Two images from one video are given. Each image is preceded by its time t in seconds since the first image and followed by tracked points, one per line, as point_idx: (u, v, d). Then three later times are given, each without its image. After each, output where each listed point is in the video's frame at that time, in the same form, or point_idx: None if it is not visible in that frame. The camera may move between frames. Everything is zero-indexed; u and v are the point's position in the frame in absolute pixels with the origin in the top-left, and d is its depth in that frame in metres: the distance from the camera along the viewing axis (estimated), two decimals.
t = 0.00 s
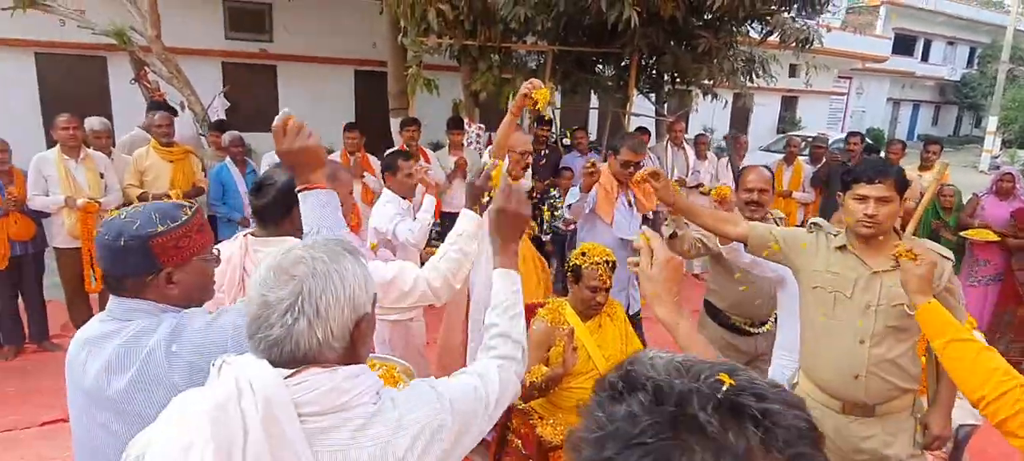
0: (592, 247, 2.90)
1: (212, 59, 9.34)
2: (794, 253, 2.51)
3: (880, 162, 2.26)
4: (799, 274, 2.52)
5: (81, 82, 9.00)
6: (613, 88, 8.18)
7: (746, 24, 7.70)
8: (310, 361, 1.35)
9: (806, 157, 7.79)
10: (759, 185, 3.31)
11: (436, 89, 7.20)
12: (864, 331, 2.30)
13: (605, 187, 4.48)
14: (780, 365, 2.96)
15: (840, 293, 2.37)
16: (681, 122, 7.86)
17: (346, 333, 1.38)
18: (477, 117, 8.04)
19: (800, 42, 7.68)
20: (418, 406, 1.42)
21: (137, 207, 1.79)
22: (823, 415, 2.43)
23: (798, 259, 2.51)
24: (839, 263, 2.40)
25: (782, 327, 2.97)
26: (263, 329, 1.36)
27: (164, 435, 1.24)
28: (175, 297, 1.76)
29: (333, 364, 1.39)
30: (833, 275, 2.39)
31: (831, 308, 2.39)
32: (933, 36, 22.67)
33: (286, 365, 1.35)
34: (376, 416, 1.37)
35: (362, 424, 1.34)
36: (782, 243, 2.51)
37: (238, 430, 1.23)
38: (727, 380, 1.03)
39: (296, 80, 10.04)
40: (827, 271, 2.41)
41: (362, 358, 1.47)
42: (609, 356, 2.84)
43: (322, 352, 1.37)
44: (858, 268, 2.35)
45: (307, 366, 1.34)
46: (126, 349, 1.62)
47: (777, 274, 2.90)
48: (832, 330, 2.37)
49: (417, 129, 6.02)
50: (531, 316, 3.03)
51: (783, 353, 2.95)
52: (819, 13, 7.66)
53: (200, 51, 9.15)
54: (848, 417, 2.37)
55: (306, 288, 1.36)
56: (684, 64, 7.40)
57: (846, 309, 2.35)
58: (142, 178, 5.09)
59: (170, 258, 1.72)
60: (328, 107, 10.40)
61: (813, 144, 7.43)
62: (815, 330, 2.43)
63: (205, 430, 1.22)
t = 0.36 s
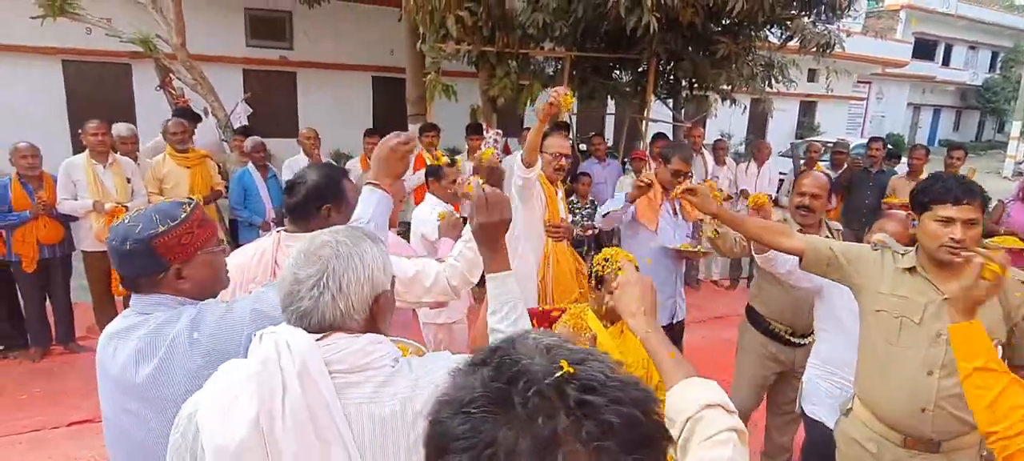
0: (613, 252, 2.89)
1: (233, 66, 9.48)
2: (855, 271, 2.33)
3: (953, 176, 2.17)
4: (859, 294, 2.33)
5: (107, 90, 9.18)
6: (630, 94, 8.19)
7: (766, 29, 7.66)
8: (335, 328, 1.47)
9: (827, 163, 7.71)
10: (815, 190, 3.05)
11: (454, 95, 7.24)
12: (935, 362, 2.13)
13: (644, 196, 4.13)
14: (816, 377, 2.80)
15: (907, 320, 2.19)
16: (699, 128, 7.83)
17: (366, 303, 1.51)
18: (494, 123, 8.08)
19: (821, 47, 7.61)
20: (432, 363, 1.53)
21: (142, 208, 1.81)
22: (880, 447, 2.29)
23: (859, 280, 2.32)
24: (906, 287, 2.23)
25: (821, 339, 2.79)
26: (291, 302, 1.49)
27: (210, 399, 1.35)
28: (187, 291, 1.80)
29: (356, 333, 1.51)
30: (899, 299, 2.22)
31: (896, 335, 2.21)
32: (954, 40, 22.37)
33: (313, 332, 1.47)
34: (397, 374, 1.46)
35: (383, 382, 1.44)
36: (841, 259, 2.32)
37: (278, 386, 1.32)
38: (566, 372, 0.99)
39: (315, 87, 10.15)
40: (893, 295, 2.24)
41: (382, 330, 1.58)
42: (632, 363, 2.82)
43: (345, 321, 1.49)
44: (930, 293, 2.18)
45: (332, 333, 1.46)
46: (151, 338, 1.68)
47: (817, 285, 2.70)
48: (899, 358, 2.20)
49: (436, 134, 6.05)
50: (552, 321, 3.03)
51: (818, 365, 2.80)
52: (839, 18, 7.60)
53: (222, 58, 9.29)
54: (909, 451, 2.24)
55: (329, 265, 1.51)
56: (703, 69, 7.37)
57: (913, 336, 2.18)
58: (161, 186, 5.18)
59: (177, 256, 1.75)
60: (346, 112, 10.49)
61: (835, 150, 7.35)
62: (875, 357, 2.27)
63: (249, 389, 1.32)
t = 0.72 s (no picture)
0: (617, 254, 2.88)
1: (232, 64, 9.46)
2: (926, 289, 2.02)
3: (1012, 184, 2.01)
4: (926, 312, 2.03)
5: (105, 87, 9.15)
6: (629, 95, 8.18)
7: (766, 31, 7.66)
8: (259, 314, 1.57)
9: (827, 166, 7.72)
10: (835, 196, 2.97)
11: (454, 95, 7.24)
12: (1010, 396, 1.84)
13: (666, 194, 4.00)
14: (822, 387, 2.69)
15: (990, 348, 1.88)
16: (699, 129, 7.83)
17: (291, 293, 1.57)
18: (494, 123, 8.08)
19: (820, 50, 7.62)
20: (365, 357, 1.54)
21: (174, 203, 1.89)
22: None
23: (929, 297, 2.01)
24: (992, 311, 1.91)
25: (822, 347, 2.72)
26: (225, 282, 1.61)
27: (141, 378, 1.51)
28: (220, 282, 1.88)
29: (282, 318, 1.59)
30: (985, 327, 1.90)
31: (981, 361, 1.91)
32: (953, 43, 22.43)
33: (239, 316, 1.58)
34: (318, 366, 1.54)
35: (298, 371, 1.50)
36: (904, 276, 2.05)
37: (195, 364, 1.47)
38: (375, 322, 1.08)
39: (314, 86, 10.14)
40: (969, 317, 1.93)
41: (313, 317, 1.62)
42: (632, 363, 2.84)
43: (269, 307, 1.57)
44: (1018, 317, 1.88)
45: (250, 317, 1.55)
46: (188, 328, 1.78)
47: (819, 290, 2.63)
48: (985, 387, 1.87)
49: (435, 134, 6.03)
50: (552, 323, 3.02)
51: (825, 373, 2.69)
52: (839, 21, 7.60)
53: (221, 56, 9.28)
54: None
55: (254, 253, 1.60)
56: (702, 71, 7.38)
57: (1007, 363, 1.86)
58: (160, 184, 5.13)
59: (213, 251, 1.83)
60: (345, 111, 10.47)
61: (833, 152, 7.35)
62: (932, 381, 1.98)
63: (173, 367, 1.48)
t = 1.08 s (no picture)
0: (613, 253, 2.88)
1: (232, 62, 9.45)
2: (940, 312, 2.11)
3: None
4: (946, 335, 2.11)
5: (104, 84, 9.14)
6: (629, 94, 8.13)
7: (766, 31, 7.65)
8: (239, 298, 1.60)
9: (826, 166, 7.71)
10: (837, 199, 2.93)
11: (453, 93, 7.23)
12: None
13: (677, 197, 3.95)
14: (822, 397, 2.68)
15: (1015, 375, 1.96)
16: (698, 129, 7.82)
17: (272, 278, 1.61)
18: (493, 122, 8.09)
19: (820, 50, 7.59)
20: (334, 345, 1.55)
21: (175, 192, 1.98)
22: None
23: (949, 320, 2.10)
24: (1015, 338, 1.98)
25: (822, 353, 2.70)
26: (207, 270, 1.64)
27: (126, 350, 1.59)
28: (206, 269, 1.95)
29: (260, 304, 1.62)
30: (1009, 354, 1.98)
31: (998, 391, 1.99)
32: (954, 43, 22.38)
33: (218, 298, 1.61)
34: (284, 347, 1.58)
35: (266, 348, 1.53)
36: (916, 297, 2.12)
37: (167, 342, 1.52)
38: (357, 278, 1.16)
39: (314, 84, 10.13)
40: (992, 344, 2.02)
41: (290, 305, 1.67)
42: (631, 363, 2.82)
43: (250, 292, 1.60)
44: None
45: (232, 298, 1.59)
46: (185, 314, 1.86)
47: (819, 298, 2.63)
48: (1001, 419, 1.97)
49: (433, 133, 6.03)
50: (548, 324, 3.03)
51: (828, 385, 2.66)
52: (840, 21, 7.58)
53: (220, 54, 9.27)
54: None
55: (241, 238, 1.65)
56: (702, 70, 7.37)
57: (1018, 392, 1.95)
58: (161, 181, 5.10)
59: (201, 238, 1.92)
60: (345, 109, 10.47)
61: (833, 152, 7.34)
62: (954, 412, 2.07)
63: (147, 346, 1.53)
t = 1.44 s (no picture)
0: (580, 249, 2.88)
1: (191, 51, 9.17)
2: (894, 316, 1.81)
3: (1011, 193, 1.60)
4: (901, 340, 1.82)
5: (54, 72, 8.77)
6: (597, 89, 8.13)
7: (731, 28, 7.76)
8: (237, 277, 1.84)
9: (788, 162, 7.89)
10: (794, 199, 3.01)
11: (420, 86, 7.14)
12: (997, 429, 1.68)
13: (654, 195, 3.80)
14: (811, 412, 2.68)
15: (974, 380, 1.70)
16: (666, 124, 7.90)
17: (269, 258, 1.84)
18: (461, 115, 8.04)
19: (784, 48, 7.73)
20: (311, 326, 1.90)
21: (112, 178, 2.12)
22: None
23: (904, 324, 1.80)
24: (972, 338, 1.71)
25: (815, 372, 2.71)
26: (205, 252, 1.84)
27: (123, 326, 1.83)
28: (132, 252, 2.08)
29: (255, 282, 1.86)
30: (966, 356, 1.71)
31: (958, 400, 1.71)
32: (910, 43, 23.09)
33: (217, 280, 1.85)
34: (270, 324, 1.84)
35: (260, 327, 1.83)
36: (868, 302, 1.82)
37: (166, 324, 1.78)
38: (396, 236, 1.45)
39: (277, 76, 9.90)
40: (947, 346, 1.73)
41: (280, 282, 1.92)
42: (596, 358, 2.84)
43: (247, 273, 1.84)
44: (1001, 345, 1.68)
45: (231, 281, 1.83)
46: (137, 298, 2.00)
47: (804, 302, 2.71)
48: (966, 430, 1.71)
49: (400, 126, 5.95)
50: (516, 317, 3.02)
51: (818, 398, 2.66)
52: (801, 19, 7.73)
53: (178, 43, 8.99)
54: None
55: (240, 225, 1.84)
56: (669, 66, 7.43)
57: (979, 400, 1.70)
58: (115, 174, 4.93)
59: (124, 220, 2.04)
60: (311, 102, 10.28)
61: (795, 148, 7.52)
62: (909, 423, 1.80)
63: (145, 328, 1.78)
